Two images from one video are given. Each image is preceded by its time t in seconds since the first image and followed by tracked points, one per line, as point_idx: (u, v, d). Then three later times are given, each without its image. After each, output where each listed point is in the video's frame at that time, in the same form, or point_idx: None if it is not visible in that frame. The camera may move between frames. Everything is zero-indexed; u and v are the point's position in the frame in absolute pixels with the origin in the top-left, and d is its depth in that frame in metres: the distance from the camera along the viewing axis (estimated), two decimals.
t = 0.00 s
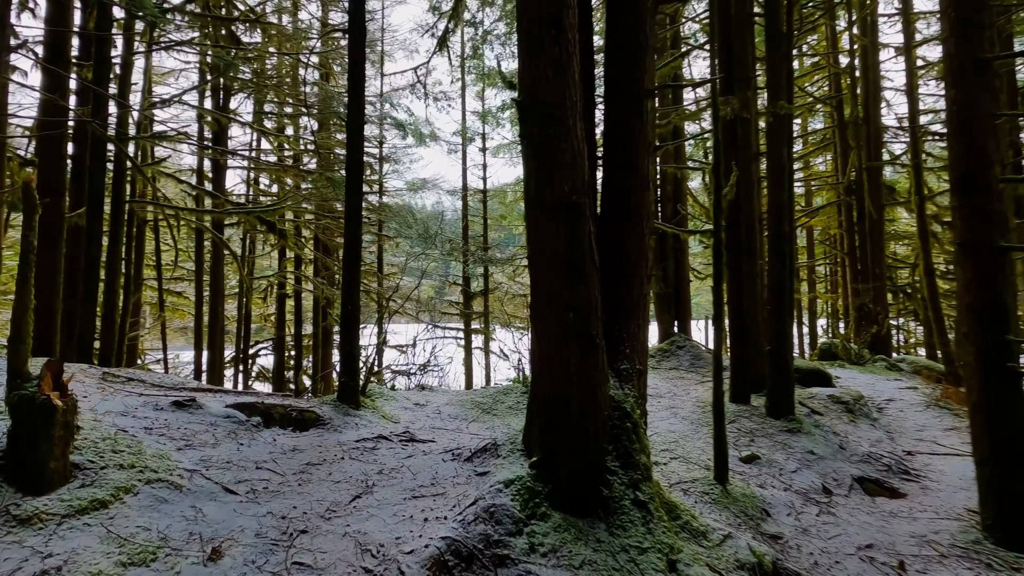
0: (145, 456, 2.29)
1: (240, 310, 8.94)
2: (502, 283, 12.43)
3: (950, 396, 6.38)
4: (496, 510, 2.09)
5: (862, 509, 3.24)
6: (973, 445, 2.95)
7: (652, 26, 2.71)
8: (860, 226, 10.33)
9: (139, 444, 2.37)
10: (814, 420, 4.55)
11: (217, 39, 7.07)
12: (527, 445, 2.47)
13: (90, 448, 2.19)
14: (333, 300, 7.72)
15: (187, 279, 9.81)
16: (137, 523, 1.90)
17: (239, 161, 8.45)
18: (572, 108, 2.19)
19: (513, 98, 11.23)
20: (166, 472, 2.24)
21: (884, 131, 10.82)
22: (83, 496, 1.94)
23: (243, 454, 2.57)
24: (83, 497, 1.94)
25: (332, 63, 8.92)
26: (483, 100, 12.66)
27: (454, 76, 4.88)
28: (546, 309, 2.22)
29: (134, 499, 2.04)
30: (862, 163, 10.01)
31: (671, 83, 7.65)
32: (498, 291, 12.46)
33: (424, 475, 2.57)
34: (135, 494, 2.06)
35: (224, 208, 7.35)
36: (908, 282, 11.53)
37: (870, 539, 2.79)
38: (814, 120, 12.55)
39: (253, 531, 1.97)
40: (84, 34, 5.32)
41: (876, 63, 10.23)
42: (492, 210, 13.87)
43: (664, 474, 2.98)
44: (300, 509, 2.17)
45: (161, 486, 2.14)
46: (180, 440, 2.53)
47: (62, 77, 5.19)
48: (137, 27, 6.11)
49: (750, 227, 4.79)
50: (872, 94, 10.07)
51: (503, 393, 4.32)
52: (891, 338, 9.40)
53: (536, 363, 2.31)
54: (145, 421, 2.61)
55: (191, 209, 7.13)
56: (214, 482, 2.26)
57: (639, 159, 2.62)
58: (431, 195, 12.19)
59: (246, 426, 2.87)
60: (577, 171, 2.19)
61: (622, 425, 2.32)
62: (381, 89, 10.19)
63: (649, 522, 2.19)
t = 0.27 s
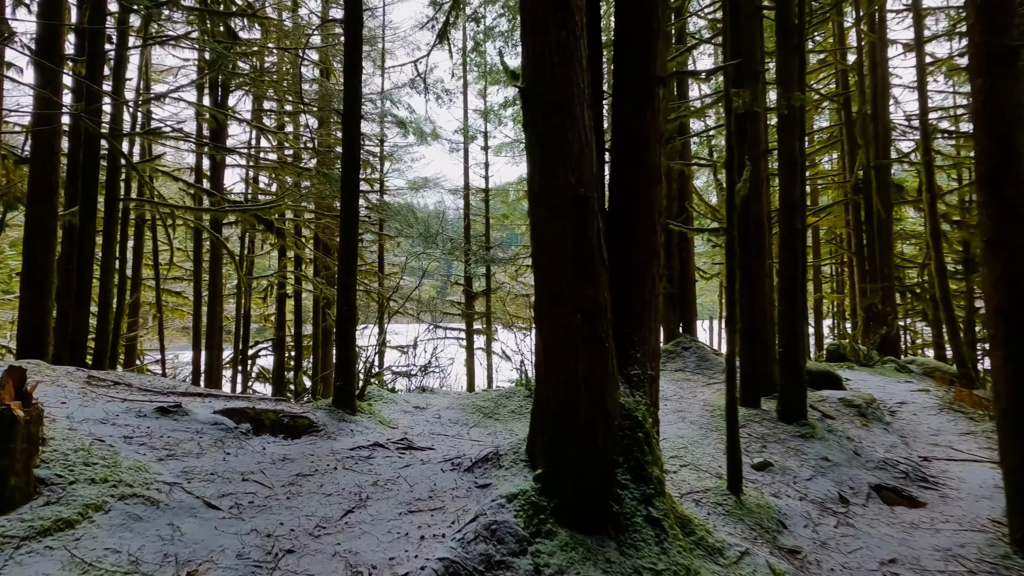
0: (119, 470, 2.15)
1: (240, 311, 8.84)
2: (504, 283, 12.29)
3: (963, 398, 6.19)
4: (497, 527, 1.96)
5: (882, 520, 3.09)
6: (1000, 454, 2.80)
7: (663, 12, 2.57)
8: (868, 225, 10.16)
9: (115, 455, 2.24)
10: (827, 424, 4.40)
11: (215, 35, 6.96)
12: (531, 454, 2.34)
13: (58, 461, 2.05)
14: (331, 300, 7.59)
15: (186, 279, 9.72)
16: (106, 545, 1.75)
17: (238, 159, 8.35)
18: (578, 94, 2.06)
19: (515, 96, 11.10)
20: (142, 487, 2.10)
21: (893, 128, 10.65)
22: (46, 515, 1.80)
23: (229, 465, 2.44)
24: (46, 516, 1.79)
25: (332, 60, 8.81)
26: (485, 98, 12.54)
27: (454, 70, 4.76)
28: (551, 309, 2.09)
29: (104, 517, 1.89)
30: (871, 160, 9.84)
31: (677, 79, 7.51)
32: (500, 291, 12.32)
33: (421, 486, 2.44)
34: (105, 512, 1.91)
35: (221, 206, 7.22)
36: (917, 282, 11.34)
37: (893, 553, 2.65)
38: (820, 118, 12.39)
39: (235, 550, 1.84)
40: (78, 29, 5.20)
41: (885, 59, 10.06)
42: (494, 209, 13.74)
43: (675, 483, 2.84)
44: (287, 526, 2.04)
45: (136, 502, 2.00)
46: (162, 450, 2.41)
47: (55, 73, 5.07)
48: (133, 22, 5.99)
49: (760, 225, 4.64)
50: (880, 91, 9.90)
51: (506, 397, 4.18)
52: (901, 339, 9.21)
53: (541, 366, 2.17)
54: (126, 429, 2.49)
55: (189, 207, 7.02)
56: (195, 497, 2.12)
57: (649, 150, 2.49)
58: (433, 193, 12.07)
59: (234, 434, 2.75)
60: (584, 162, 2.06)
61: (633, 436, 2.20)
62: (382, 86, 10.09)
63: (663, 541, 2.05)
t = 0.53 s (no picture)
0: (93, 482, 2.01)
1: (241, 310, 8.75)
2: (508, 282, 12.16)
3: (978, 401, 5.98)
4: (503, 546, 1.82)
5: (906, 530, 2.93)
6: None
7: None
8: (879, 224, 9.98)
9: (91, 465, 2.10)
10: (843, 428, 4.24)
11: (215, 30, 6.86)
12: (538, 462, 2.21)
13: (24, 473, 1.90)
14: (332, 299, 7.48)
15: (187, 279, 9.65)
16: (72, 568, 1.58)
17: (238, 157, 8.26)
18: (589, 77, 1.93)
19: (519, 93, 10.97)
20: (118, 500, 1.95)
21: (903, 125, 10.46)
22: (6, 535, 1.62)
23: (215, 475, 2.30)
24: (5, 537, 1.61)
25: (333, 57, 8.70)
26: (488, 96, 12.44)
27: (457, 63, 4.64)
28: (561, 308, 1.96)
29: (73, 536, 1.73)
30: (881, 158, 9.65)
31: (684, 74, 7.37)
32: (504, 291, 12.20)
33: (421, 498, 2.31)
34: (74, 529, 1.75)
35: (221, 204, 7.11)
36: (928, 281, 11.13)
37: (922, 568, 2.49)
38: (828, 115, 12.20)
39: (216, 570, 1.70)
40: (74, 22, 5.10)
41: (896, 54, 9.88)
42: (498, 208, 13.62)
43: (688, 492, 2.70)
44: (275, 542, 1.90)
45: (110, 517, 1.85)
46: (144, 458, 2.28)
47: (50, 67, 4.97)
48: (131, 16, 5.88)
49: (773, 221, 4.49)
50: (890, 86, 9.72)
51: (510, 399, 4.04)
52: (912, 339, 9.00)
53: (549, 369, 2.04)
54: (107, 436, 2.36)
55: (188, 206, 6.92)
56: (176, 510, 1.97)
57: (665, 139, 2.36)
58: (436, 192, 11.96)
59: (224, 440, 2.63)
60: (596, 150, 1.93)
61: (650, 446, 2.09)
62: (385, 84, 10.00)
63: (682, 560, 1.92)
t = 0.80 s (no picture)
0: (62, 495, 1.87)
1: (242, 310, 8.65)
2: (512, 282, 12.02)
3: (998, 403, 5.81)
4: (508, 565, 1.69)
5: (933, 542, 2.78)
6: None
7: None
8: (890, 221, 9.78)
9: (62, 475, 1.97)
10: (861, 432, 4.08)
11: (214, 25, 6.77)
12: (548, 466, 2.11)
13: None
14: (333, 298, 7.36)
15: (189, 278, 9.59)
16: None
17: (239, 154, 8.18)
18: (601, 58, 1.83)
19: (523, 90, 10.84)
20: (89, 514, 1.81)
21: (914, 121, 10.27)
22: None
23: (200, 485, 2.18)
24: None
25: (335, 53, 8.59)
26: (492, 93, 12.32)
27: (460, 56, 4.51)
28: (571, 303, 1.86)
29: (35, 556, 1.60)
30: (892, 154, 9.46)
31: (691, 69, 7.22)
32: (508, 291, 12.06)
33: (420, 510, 2.17)
34: (37, 548, 1.62)
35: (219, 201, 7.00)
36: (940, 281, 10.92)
37: None
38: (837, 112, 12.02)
39: None
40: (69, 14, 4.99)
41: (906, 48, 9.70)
42: (502, 207, 13.50)
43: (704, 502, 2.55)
44: (261, 560, 1.77)
45: (77, 535, 1.70)
46: (124, 467, 2.15)
47: (45, 60, 4.87)
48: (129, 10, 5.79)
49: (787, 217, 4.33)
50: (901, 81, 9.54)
51: (515, 402, 3.90)
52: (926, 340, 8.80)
53: (560, 369, 1.94)
54: (85, 443, 2.24)
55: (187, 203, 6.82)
56: (153, 525, 1.84)
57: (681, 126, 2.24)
58: (439, 191, 11.85)
59: (211, 446, 2.51)
60: (608, 136, 1.83)
61: (667, 455, 1.95)
62: (387, 81, 9.90)
63: None
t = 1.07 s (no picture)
0: (27, 518, 1.71)
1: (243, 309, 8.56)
2: (516, 282, 11.88)
3: (1020, 407, 5.61)
4: None
5: (965, 558, 2.61)
6: None
7: None
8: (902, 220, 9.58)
9: (31, 494, 1.83)
10: (881, 438, 3.91)
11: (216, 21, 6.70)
12: (563, 478, 2.00)
13: None
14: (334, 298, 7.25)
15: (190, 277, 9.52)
16: None
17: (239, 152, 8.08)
18: (620, 36, 1.71)
19: (528, 88, 10.72)
20: (55, 540, 1.66)
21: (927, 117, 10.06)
22: None
23: (184, 502, 2.04)
24: None
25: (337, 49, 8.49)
26: (496, 91, 12.19)
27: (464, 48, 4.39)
28: (588, 305, 1.74)
29: None
30: (904, 152, 9.28)
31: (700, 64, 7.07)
32: (512, 291, 11.92)
33: (421, 529, 2.03)
34: None
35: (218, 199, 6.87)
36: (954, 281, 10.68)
37: None
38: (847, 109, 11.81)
39: None
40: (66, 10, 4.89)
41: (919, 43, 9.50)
42: (506, 206, 13.36)
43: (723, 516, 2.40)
44: None
45: (41, 564, 1.55)
46: (101, 483, 2.02)
47: (41, 56, 4.77)
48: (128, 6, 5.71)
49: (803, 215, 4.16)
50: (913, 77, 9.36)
51: (521, 407, 3.76)
52: (940, 342, 8.60)
53: (575, 375, 1.82)
54: (60, 456, 2.12)
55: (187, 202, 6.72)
56: (128, 551, 1.70)
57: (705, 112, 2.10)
58: (443, 190, 11.72)
59: (198, 457, 2.39)
60: (627, 124, 1.71)
61: (693, 473, 1.82)
62: (390, 79, 9.79)
63: None
